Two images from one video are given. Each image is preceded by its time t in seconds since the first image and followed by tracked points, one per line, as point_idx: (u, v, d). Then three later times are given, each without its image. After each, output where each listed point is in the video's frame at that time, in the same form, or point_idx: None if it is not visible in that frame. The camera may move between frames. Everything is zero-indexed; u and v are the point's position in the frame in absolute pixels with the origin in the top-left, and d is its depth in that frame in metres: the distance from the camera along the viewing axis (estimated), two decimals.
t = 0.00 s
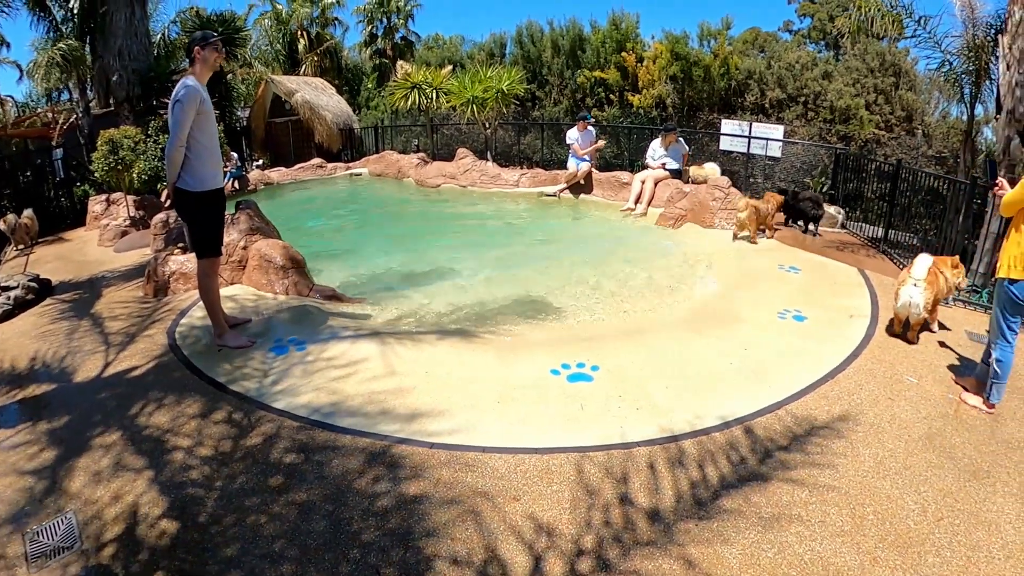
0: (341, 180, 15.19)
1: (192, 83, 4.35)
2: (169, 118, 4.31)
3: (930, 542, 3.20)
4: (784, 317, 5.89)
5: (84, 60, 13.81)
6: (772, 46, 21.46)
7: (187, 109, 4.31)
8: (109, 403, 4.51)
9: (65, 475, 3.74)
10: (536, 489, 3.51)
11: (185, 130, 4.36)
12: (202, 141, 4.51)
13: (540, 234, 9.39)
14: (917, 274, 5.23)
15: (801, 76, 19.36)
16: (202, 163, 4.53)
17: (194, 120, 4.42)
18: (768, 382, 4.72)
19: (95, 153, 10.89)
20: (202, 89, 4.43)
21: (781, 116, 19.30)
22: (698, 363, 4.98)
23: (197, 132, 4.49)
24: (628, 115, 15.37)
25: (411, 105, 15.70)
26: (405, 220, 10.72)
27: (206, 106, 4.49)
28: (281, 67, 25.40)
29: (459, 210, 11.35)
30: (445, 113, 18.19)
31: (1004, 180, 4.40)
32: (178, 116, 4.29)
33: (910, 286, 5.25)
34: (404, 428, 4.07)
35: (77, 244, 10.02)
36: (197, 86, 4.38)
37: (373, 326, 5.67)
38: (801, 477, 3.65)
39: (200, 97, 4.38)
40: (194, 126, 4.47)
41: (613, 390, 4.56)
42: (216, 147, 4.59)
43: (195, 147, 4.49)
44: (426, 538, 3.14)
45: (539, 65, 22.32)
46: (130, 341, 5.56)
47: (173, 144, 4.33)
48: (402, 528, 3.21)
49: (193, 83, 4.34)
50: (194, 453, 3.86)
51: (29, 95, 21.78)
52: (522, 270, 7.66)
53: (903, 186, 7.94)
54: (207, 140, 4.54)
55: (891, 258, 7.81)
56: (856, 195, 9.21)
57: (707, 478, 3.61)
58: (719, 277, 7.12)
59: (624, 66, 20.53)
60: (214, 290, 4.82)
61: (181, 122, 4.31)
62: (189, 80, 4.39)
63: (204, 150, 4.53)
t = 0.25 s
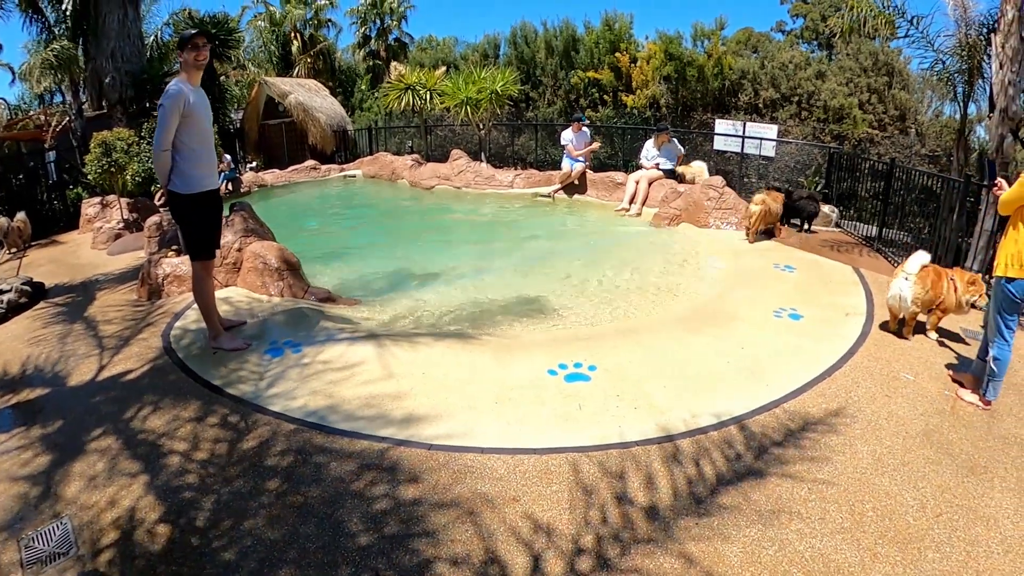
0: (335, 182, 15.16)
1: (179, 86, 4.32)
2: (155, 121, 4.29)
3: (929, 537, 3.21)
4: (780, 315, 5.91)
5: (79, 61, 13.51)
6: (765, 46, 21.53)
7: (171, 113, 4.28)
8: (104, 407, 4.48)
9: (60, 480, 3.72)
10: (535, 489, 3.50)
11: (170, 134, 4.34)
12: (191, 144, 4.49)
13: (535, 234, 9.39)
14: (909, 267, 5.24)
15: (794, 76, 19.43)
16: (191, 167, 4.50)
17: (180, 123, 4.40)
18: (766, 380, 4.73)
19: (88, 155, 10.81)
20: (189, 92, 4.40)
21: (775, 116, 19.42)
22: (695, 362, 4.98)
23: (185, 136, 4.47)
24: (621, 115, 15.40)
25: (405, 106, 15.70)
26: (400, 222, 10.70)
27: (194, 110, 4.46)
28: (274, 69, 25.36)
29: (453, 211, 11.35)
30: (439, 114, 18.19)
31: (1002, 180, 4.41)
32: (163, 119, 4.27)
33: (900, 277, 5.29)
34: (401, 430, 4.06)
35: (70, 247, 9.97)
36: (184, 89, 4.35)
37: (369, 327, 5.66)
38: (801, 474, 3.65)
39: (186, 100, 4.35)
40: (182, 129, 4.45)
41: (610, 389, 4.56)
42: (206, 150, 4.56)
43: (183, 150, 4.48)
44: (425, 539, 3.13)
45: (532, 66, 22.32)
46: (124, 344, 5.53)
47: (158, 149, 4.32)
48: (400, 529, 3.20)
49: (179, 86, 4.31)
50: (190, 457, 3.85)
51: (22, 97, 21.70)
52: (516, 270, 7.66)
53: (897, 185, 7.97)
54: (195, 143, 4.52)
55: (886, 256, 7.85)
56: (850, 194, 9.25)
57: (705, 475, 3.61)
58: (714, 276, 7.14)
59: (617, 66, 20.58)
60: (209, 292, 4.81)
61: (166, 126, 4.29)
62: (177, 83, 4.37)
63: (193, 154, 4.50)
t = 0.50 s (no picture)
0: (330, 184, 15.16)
1: (163, 92, 4.32)
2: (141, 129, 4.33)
3: (924, 536, 3.23)
4: (775, 315, 5.93)
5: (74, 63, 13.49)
6: (759, 46, 21.60)
7: (155, 120, 4.30)
8: (99, 411, 4.48)
9: (56, 486, 3.71)
10: (531, 490, 3.51)
11: (156, 141, 4.37)
12: (179, 150, 4.50)
13: (530, 235, 9.40)
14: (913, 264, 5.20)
15: (788, 76, 19.50)
16: (180, 173, 4.51)
17: (167, 130, 4.41)
18: (760, 380, 4.75)
19: (82, 158, 10.74)
20: (175, 98, 4.39)
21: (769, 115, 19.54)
22: (691, 363, 5.01)
23: (173, 142, 4.48)
24: (615, 116, 15.44)
25: (400, 108, 15.71)
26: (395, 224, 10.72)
27: (182, 115, 4.45)
28: (268, 71, 25.37)
29: (449, 213, 11.36)
30: (434, 115, 18.20)
31: (997, 180, 4.42)
32: (147, 127, 4.30)
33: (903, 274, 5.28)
34: (398, 433, 4.06)
35: (65, 251, 9.95)
36: (169, 95, 4.35)
37: (365, 330, 5.67)
38: (796, 473, 3.67)
39: (170, 106, 4.34)
40: (171, 136, 4.46)
41: (606, 390, 4.58)
42: (195, 156, 4.56)
43: (172, 156, 4.49)
44: (422, 542, 3.14)
45: (527, 67, 22.35)
46: (120, 349, 5.52)
47: (145, 157, 4.36)
48: (397, 532, 3.21)
49: (162, 93, 4.31)
50: (186, 461, 3.85)
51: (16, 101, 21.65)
52: (512, 272, 7.67)
53: (891, 184, 8.00)
54: (185, 149, 4.52)
55: (880, 255, 7.89)
56: (844, 193, 9.30)
57: (700, 474, 3.63)
58: (709, 277, 7.17)
59: (612, 67, 20.62)
60: (203, 296, 4.81)
61: (150, 133, 4.32)
62: (163, 90, 4.37)
63: (182, 160, 4.51)
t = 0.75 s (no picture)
0: (329, 186, 15.15)
1: (156, 94, 4.29)
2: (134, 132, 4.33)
3: (926, 534, 3.22)
4: (775, 314, 5.93)
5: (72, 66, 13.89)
6: (757, 46, 21.61)
7: (148, 123, 4.28)
8: (99, 414, 4.46)
9: (56, 488, 3.70)
10: (533, 491, 3.50)
11: (150, 144, 4.36)
12: (173, 152, 4.49)
13: (529, 236, 9.40)
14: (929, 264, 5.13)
15: (786, 75, 19.52)
16: (174, 176, 4.50)
17: (161, 132, 4.40)
18: (761, 379, 4.75)
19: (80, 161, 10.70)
20: (168, 99, 4.36)
21: (767, 115, 19.56)
22: (691, 362, 5.00)
23: (167, 144, 4.47)
24: (614, 116, 15.45)
25: (398, 109, 15.70)
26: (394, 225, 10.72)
27: (176, 118, 4.43)
28: (266, 73, 25.37)
29: (448, 213, 11.36)
30: (433, 116, 18.19)
31: (994, 177, 4.43)
32: (141, 130, 4.29)
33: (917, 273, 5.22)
34: (398, 434, 4.05)
35: (63, 253, 9.94)
36: (162, 97, 4.32)
37: (365, 332, 5.66)
38: (797, 471, 3.66)
39: (163, 109, 4.32)
40: (164, 138, 4.45)
41: (606, 390, 4.58)
42: (189, 158, 4.55)
43: (166, 159, 4.49)
44: (424, 543, 3.13)
45: (525, 67, 22.35)
46: (119, 351, 5.51)
47: (138, 160, 4.36)
48: (399, 533, 3.20)
49: (155, 95, 4.28)
50: (185, 464, 3.84)
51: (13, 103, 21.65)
52: (512, 272, 7.67)
53: (890, 183, 8.00)
54: (179, 151, 4.51)
55: (880, 254, 7.89)
56: (843, 192, 9.31)
57: (702, 473, 3.62)
58: (708, 276, 7.17)
59: (610, 67, 20.63)
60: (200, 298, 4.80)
61: (144, 137, 4.32)
62: (156, 91, 4.35)
63: (176, 162, 4.50)
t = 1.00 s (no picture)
0: (329, 186, 15.14)
1: (152, 97, 4.27)
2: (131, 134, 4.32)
3: (931, 533, 3.21)
4: (777, 314, 5.92)
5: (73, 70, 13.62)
6: (757, 45, 21.60)
7: (144, 126, 4.27)
8: (100, 416, 4.44)
9: (56, 491, 3.68)
10: (537, 492, 3.49)
11: (147, 147, 4.35)
12: (170, 154, 4.47)
13: (530, 236, 9.38)
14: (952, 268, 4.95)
15: (787, 74, 19.52)
16: (171, 178, 4.48)
17: (158, 134, 4.38)
18: (764, 379, 4.73)
19: (81, 162, 10.73)
20: (164, 101, 4.33)
21: (768, 114, 19.56)
22: (693, 362, 4.98)
23: (164, 146, 4.45)
24: (615, 116, 15.44)
25: (398, 109, 15.68)
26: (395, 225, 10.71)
27: (172, 119, 4.41)
28: (266, 74, 25.38)
29: (449, 214, 11.36)
30: (433, 117, 18.18)
31: (997, 175, 4.41)
32: (137, 133, 4.28)
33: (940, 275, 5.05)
34: (401, 436, 4.04)
35: (64, 255, 9.92)
36: (158, 99, 4.29)
37: (366, 333, 5.65)
38: (802, 471, 3.64)
39: (159, 111, 4.30)
40: (161, 140, 4.43)
41: (609, 390, 4.56)
42: (186, 160, 4.53)
43: (163, 161, 4.47)
44: (427, 545, 3.11)
45: (525, 68, 22.33)
46: (119, 353, 5.49)
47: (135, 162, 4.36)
48: (402, 535, 3.18)
49: (151, 97, 4.25)
50: (187, 466, 3.82)
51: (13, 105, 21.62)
52: (513, 273, 7.65)
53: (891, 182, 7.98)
54: (175, 152, 4.49)
55: (881, 254, 7.87)
56: (844, 191, 9.30)
57: (706, 474, 3.61)
58: (709, 276, 7.15)
59: (610, 67, 20.62)
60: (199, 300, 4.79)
61: (141, 140, 4.30)
62: (152, 92, 4.32)
63: (173, 164, 4.48)
